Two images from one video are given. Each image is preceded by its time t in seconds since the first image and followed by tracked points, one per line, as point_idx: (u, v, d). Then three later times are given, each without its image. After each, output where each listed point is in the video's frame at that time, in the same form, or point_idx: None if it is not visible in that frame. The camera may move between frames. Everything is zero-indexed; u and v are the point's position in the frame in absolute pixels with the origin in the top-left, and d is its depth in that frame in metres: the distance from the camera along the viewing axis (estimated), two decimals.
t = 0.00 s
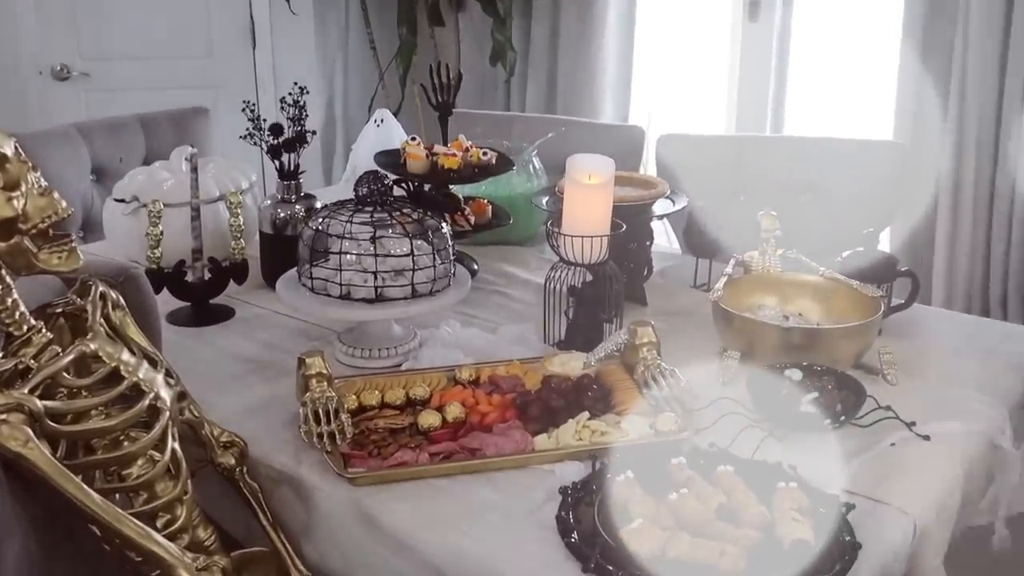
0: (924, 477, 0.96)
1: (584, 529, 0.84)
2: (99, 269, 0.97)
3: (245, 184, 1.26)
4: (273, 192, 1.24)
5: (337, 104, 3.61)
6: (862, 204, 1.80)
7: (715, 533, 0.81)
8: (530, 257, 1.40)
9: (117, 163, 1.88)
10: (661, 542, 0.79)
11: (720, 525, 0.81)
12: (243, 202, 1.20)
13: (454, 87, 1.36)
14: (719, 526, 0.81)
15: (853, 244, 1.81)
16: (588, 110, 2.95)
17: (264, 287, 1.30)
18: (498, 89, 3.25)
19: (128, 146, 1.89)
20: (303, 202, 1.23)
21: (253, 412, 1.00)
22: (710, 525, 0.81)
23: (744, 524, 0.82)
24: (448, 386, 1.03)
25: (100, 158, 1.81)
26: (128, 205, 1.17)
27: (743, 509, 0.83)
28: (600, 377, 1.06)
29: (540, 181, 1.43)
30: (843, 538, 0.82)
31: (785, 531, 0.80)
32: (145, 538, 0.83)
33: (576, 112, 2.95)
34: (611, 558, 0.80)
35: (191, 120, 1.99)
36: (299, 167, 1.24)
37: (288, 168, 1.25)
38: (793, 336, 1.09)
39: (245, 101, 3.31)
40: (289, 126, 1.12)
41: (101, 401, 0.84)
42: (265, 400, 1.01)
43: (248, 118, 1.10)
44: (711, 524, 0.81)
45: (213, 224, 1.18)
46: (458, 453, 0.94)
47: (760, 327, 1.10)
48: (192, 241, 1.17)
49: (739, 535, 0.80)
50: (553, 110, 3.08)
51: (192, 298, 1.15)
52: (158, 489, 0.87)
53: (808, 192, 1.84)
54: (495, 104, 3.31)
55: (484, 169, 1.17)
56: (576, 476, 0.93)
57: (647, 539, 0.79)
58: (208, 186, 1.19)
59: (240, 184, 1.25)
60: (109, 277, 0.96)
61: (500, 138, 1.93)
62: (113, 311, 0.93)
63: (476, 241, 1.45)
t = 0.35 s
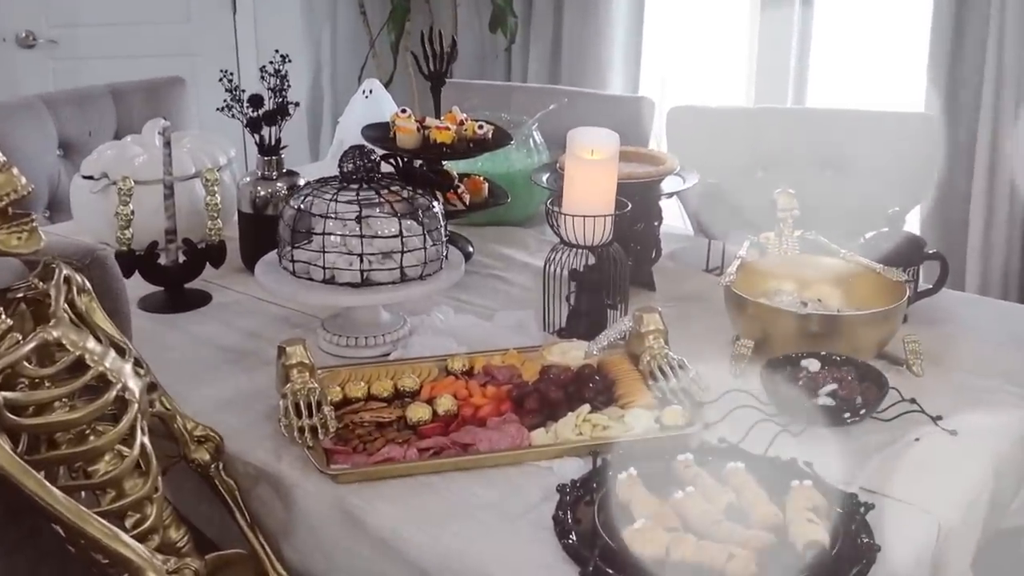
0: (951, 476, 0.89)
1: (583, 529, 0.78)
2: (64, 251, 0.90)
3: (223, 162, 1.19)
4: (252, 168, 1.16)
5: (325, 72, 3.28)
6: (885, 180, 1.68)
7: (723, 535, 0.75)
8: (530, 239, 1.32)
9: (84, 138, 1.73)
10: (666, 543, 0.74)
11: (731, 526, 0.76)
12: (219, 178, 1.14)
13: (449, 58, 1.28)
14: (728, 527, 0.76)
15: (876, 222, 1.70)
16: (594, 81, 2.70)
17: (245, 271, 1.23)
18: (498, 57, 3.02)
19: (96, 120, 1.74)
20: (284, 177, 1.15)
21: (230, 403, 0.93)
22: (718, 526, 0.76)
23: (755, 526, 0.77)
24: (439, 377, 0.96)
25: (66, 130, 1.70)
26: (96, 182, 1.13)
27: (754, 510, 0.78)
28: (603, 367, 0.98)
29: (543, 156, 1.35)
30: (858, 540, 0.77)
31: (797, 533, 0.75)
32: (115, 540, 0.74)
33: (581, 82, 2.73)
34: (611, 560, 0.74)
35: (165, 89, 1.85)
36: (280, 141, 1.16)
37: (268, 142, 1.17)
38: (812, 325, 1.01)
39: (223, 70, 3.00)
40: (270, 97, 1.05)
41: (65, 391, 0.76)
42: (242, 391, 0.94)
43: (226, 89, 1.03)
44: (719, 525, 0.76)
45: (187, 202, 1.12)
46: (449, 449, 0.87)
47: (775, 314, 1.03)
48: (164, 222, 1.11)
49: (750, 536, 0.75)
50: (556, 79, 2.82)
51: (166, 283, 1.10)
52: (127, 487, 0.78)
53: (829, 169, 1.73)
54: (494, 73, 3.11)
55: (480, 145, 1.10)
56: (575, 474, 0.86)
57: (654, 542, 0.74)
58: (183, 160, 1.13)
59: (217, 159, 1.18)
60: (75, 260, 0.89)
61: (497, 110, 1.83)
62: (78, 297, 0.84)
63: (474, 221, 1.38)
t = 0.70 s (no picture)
0: (979, 455, 0.83)
1: (581, 509, 0.73)
2: (28, 212, 0.84)
3: (201, 117, 1.16)
4: (233, 124, 1.10)
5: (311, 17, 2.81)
6: (915, 138, 1.58)
7: (729, 515, 0.70)
8: (532, 202, 1.25)
9: (53, 93, 1.67)
10: (670, 525, 0.68)
11: (739, 505, 0.71)
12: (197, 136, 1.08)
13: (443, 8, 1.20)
14: (735, 507, 0.71)
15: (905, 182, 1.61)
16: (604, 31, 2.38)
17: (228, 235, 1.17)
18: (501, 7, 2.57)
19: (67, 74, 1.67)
20: (267, 135, 1.09)
21: (207, 374, 0.88)
22: (724, 505, 0.71)
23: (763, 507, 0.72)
24: (431, 348, 0.90)
25: (33, 85, 1.64)
26: (65, 140, 1.09)
27: (764, 489, 0.73)
28: (605, 339, 0.93)
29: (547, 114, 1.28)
30: (875, 520, 0.71)
31: (809, 514, 0.70)
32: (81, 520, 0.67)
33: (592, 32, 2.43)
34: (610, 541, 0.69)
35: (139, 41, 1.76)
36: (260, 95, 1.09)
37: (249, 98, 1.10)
38: (831, 293, 0.95)
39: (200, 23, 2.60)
40: (251, 49, 0.98)
41: (27, 361, 0.69)
42: (219, 362, 0.89)
43: (204, 40, 0.97)
44: (726, 506, 0.71)
45: (163, 160, 1.10)
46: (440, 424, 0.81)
47: (791, 281, 0.96)
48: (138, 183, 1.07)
49: (759, 516, 0.70)
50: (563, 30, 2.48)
51: (139, 249, 1.05)
52: (96, 464, 0.72)
53: (856, 125, 1.63)
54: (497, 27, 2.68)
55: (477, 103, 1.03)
56: (574, 451, 0.81)
57: (656, 523, 0.68)
58: (158, 117, 1.11)
59: (196, 116, 1.15)
60: (40, 222, 0.83)
61: (499, 63, 1.73)
62: (42, 262, 0.77)
63: (473, 182, 1.31)
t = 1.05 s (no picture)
0: (1016, 439, 0.77)
1: (582, 494, 0.68)
2: None
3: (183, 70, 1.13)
4: (216, 80, 1.05)
5: None
6: (953, 93, 1.50)
7: (740, 502, 0.65)
8: (539, 164, 1.19)
9: (25, 47, 1.69)
10: (676, 511, 0.63)
11: (752, 490, 0.66)
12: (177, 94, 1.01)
13: None
14: (748, 492, 0.65)
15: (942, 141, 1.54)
16: None
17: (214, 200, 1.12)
18: None
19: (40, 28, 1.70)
20: (252, 92, 1.04)
21: (186, 347, 0.84)
22: (734, 491, 0.66)
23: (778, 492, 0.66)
24: (426, 322, 0.85)
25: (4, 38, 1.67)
26: (37, 97, 1.04)
27: (779, 473, 0.67)
28: (613, 311, 0.87)
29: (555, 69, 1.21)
30: (898, 506, 0.65)
31: (826, 499, 0.65)
32: (47, 502, 0.64)
33: None
34: (612, 529, 0.64)
35: None
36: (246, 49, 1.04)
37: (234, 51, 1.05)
38: (858, 263, 0.88)
39: None
40: None
41: None
42: (199, 335, 0.85)
43: None
44: (738, 490, 0.65)
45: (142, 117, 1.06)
46: (434, 403, 0.76)
47: (815, 250, 0.90)
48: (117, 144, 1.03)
49: (773, 501, 0.64)
50: None
51: (115, 213, 1.00)
52: (65, 443, 0.68)
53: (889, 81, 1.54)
54: None
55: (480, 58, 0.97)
56: (576, 433, 0.75)
57: (661, 509, 0.63)
58: (135, 71, 1.06)
59: (177, 70, 1.12)
60: (5, 185, 0.78)
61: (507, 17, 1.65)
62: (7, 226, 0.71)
63: (478, 143, 1.24)
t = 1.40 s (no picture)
0: None
1: (576, 508, 0.62)
2: None
3: (159, 53, 1.10)
4: (194, 62, 1.01)
5: None
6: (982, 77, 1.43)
7: (746, 517, 0.59)
8: (540, 152, 1.13)
9: None
10: (676, 526, 0.58)
11: (760, 504, 0.60)
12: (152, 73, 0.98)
13: None
14: (754, 507, 0.60)
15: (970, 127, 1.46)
16: None
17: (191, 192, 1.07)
18: None
19: None
20: (232, 73, 1.00)
21: (156, 348, 0.79)
22: (739, 505, 0.60)
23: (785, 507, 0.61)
24: (413, 322, 0.80)
25: None
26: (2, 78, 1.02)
27: (788, 486, 0.62)
28: (614, 312, 0.81)
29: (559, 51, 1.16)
30: (919, 524, 0.60)
31: (837, 516, 0.59)
32: None
33: None
34: (606, 546, 0.59)
35: None
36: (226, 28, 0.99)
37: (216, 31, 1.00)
38: (879, 259, 0.81)
39: None
40: None
41: None
42: (170, 335, 0.80)
43: None
44: (743, 505, 0.60)
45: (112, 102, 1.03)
46: (419, 409, 0.71)
47: (832, 245, 0.83)
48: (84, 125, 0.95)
49: (782, 516, 0.59)
50: None
51: (82, 203, 0.96)
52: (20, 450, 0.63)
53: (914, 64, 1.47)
54: None
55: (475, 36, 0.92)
56: (570, 442, 0.70)
57: (658, 525, 0.58)
58: (107, 52, 1.04)
59: (151, 51, 1.09)
60: None
61: None
62: None
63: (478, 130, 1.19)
